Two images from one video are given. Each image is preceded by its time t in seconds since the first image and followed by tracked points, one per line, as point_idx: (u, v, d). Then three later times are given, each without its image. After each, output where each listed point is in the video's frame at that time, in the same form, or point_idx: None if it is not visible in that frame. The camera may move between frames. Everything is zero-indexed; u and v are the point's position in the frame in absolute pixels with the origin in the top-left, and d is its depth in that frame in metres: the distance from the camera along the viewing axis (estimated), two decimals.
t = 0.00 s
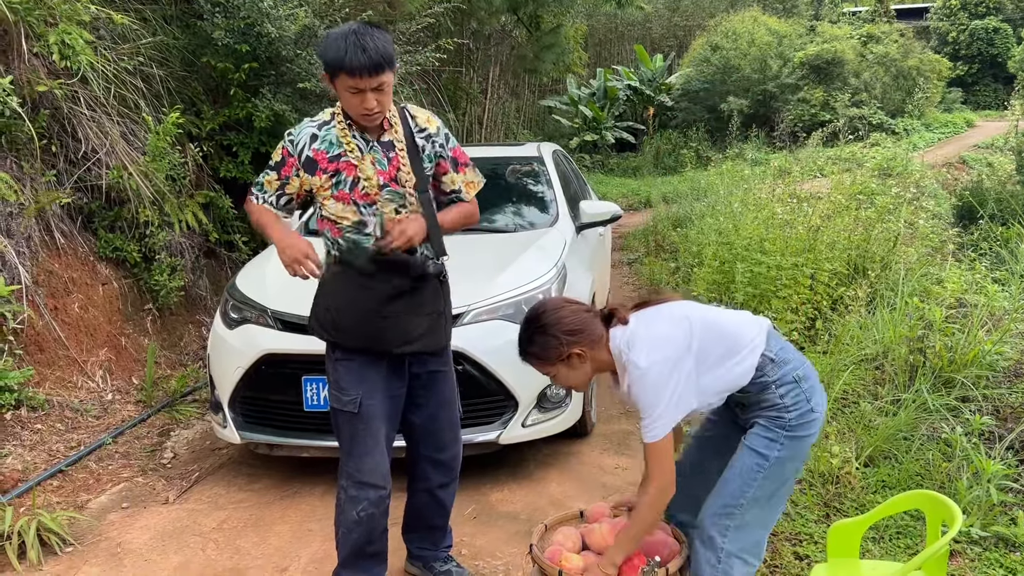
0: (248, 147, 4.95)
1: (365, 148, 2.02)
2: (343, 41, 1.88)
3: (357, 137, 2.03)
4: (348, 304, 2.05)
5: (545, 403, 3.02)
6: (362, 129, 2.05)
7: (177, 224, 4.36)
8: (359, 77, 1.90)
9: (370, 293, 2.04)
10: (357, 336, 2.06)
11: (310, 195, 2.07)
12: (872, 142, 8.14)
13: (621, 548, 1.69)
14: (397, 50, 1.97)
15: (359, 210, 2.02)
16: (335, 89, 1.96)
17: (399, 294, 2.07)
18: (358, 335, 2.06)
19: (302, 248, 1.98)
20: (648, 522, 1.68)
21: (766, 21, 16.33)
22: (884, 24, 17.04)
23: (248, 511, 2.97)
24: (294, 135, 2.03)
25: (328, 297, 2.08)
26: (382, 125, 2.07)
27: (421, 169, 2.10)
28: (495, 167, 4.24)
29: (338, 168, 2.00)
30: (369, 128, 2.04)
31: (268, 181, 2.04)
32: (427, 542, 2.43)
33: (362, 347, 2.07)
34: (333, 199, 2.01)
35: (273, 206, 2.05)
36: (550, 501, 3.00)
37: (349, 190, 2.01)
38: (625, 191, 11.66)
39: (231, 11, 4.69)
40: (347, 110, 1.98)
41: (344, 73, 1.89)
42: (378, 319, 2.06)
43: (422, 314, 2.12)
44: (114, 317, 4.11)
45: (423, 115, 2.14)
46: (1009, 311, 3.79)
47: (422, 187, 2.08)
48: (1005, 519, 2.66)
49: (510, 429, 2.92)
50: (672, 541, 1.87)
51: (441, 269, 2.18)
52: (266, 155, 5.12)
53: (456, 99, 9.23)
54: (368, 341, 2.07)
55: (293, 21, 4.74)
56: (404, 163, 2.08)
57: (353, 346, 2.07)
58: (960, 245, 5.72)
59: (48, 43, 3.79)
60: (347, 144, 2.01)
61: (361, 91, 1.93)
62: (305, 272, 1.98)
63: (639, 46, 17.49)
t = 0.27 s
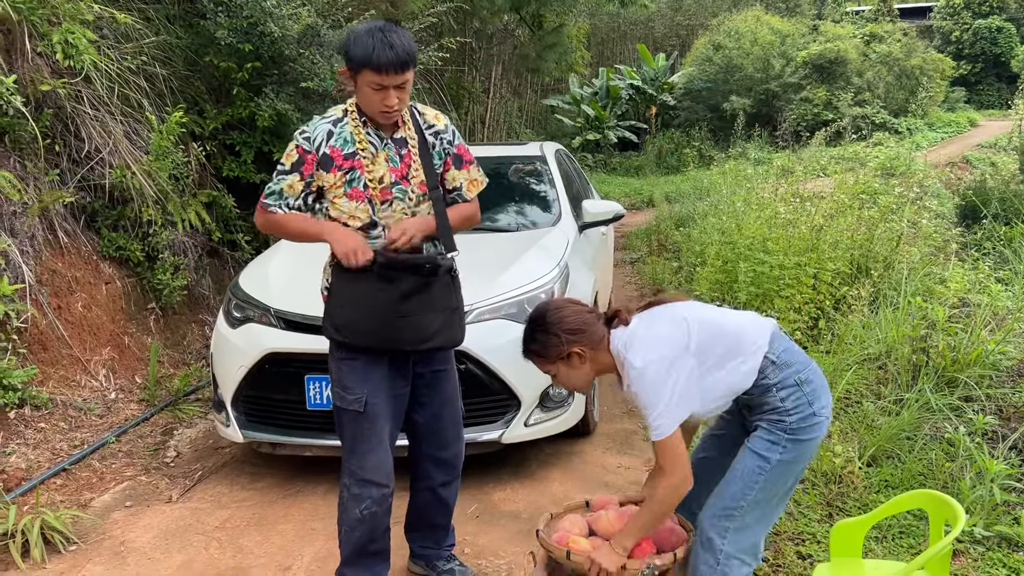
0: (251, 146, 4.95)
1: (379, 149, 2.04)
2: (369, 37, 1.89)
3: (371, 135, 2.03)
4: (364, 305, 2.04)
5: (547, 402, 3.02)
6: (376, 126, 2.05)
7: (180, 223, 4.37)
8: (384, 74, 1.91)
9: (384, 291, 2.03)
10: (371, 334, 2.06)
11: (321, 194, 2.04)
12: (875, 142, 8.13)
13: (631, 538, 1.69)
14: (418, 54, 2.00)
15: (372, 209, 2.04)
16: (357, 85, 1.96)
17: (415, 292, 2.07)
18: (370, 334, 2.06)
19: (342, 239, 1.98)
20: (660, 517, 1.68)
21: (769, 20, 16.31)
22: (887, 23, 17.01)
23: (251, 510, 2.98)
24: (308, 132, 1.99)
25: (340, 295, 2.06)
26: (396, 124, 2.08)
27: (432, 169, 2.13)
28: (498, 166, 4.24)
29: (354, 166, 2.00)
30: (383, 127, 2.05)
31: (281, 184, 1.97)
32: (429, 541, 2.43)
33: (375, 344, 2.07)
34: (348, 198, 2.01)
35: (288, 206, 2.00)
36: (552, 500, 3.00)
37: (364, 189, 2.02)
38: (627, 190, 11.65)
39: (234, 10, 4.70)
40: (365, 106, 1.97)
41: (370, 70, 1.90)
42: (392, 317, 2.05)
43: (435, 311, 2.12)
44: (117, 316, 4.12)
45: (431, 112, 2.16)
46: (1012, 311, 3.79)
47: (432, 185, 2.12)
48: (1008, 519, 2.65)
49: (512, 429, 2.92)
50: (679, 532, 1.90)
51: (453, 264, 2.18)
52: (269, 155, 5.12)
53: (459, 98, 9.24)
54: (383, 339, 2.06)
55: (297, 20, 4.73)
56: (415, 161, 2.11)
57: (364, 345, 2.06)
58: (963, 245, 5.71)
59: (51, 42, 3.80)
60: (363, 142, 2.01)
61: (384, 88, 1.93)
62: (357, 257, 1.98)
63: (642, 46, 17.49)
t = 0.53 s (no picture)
0: (253, 146, 4.95)
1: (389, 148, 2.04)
2: (389, 39, 1.90)
3: (381, 135, 2.04)
4: (377, 302, 2.03)
5: (549, 402, 3.03)
6: (387, 127, 2.06)
7: (183, 222, 4.37)
8: (403, 76, 1.92)
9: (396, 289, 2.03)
10: (384, 334, 2.05)
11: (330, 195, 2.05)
12: (877, 142, 8.11)
13: (649, 491, 1.72)
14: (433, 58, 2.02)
15: (383, 210, 2.05)
16: (373, 86, 1.96)
17: (427, 287, 2.07)
18: (385, 333, 2.05)
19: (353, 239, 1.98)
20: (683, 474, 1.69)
21: (771, 19, 16.29)
22: (890, 22, 16.97)
23: (253, 509, 2.98)
24: (317, 134, 1.99)
25: (351, 297, 2.05)
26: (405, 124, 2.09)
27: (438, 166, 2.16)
28: (500, 165, 4.24)
29: (365, 167, 2.00)
30: (393, 128, 2.06)
31: (290, 187, 1.96)
32: (432, 540, 2.44)
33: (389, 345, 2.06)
34: (359, 198, 2.02)
35: (298, 209, 1.99)
36: (555, 500, 3.00)
37: (375, 189, 2.03)
38: (629, 190, 11.64)
39: (236, 10, 4.70)
40: (379, 107, 1.98)
41: (388, 70, 1.91)
42: (405, 314, 2.05)
43: (447, 305, 2.12)
44: (119, 315, 4.13)
45: (436, 110, 2.17)
46: (1014, 311, 3.78)
47: (439, 183, 2.15)
48: (1010, 519, 2.65)
49: (514, 428, 2.92)
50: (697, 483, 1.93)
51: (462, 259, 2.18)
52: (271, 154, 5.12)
53: (461, 98, 9.24)
54: (395, 338, 2.06)
55: (298, 20, 4.72)
56: (422, 159, 2.13)
57: (378, 345, 2.06)
58: (966, 245, 5.69)
59: (54, 42, 3.81)
60: (373, 143, 2.02)
61: (402, 90, 1.94)
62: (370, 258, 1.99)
63: (644, 45, 17.48)
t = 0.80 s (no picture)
0: (254, 146, 4.96)
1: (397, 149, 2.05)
2: (397, 41, 1.90)
3: (388, 137, 2.04)
4: (383, 300, 2.02)
5: (550, 401, 3.02)
6: (393, 129, 2.06)
7: (184, 222, 4.37)
8: (410, 80, 1.91)
9: (405, 286, 2.03)
10: (392, 332, 2.04)
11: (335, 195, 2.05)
12: (879, 141, 8.10)
13: (664, 448, 1.76)
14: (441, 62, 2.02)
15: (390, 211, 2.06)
16: (380, 88, 1.95)
17: (434, 284, 2.06)
18: (391, 331, 2.04)
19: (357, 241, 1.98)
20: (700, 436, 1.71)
21: (772, 18, 16.27)
22: (892, 21, 16.95)
23: (255, 509, 2.98)
24: (324, 135, 1.99)
25: (358, 296, 2.05)
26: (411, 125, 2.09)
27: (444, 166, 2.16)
28: (501, 165, 4.24)
29: (371, 169, 2.01)
30: (399, 129, 2.06)
31: (295, 188, 1.96)
32: (433, 539, 2.44)
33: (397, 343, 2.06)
34: (366, 200, 2.03)
35: (302, 210, 1.99)
36: (556, 499, 3.00)
37: (382, 191, 2.04)
38: (630, 189, 11.64)
39: (237, 10, 4.71)
40: (386, 109, 1.97)
41: (395, 74, 1.90)
42: (415, 311, 2.05)
43: (456, 305, 2.12)
44: (121, 315, 4.13)
45: (442, 109, 2.17)
46: (1016, 310, 3.78)
47: (445, 184, 2.16)
48: (1012, 518, 2.64)
49: (515, 428, 2.92)
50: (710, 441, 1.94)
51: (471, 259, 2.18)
52: (272, 154, 5.13)
53: (462, 97, 9.25)
54: (403, 337, 2.06)
55: (299, 19, 4.73)
56: (428, 160, 2.14)
57: (384, 343, 2.05)
58: (968, 244, 5.69)
59: (55, 42, 3.81)
60: (380, 145, 2.02)
61: (410, 93, 1.94)
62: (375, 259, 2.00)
63: (645, 45, 17.48)
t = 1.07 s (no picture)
0: (255, 146, 4.96)
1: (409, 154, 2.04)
2: (411, 50, 1.89)
3: (401, 144, 2.04)
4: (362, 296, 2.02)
5: (551, 402, 3.02)
6: (407, 136, 2.05)
7: (185, 222, 4.38)
8: (424, 89, 1.90)
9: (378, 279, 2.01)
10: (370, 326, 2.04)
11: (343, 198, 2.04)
12: (880, 141, 8.09)
13: (679, 425, 1.77)
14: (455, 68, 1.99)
15: (399, 217, 2.04)
16: (393, 96, 1.94)
17: (412, 275, 2.04)
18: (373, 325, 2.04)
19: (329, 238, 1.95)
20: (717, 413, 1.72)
21: (773, 18, 16.26)
22: (893, 21, 16.94)
23: (255, 509, 2.99)
24: (335, 136, 2.01)
25: (333, 297, 2.06)
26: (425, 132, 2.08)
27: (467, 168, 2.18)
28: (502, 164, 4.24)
29: (382, 174, 2.01)
30: (413, 136, 2.05)
31: (294, 175, 1.97)
32: (433, 539, 2.43)
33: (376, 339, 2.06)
34: (375, 204, 2.02)
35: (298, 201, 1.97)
36: (557, 499, 3.00)
37: (392, 197, 2.03)
38: (631, 189, 11.63)
39: (237, 9, 4.71)
40: (400, 116, 1.97)
41: (410, 83, 1.89)
42: (389, 300, 2.02)
43: (436, 290, 2.08)
44: (122, 315, 4.13)
45: (459, 114, 2.19)
46: (1017, 310, 3.78)
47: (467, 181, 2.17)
48: (1013, 518, 2.64)
49: (515, 428, 2.92)
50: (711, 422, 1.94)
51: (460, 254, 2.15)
52: (272, 154, 5.12)
53: (463, 97, 9.26)
54: (382, 330, 2.05)
55: (300, 19, 4.73)
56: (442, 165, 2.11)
57: (368, 336, 2.05)
58: (968, 244, 5.68)
59: (56, 42, 3.82)
60: (392, 150, 2.02)
61: (423, 102, 1.93)
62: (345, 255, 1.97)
63: (646, 44, 17.49)
